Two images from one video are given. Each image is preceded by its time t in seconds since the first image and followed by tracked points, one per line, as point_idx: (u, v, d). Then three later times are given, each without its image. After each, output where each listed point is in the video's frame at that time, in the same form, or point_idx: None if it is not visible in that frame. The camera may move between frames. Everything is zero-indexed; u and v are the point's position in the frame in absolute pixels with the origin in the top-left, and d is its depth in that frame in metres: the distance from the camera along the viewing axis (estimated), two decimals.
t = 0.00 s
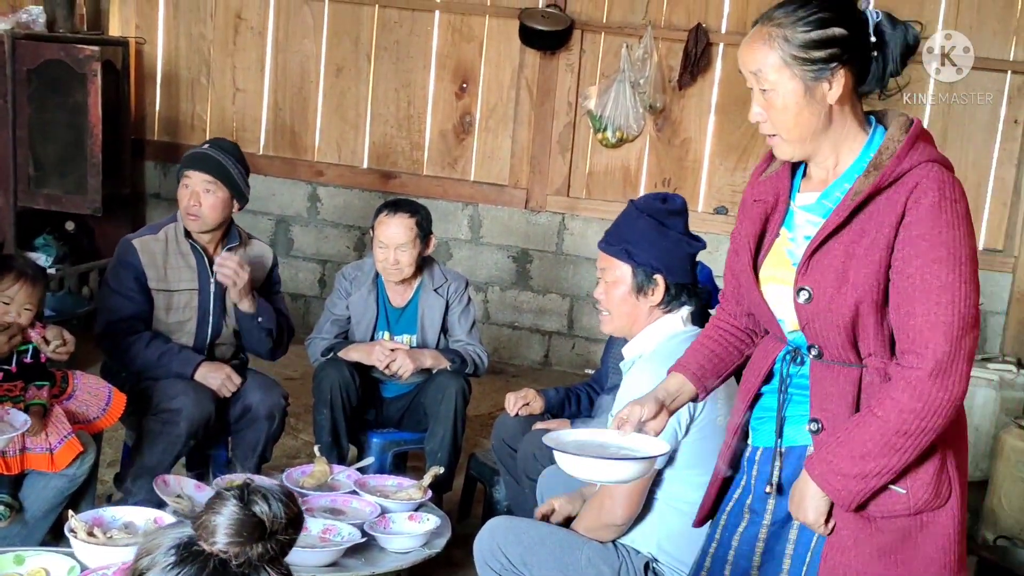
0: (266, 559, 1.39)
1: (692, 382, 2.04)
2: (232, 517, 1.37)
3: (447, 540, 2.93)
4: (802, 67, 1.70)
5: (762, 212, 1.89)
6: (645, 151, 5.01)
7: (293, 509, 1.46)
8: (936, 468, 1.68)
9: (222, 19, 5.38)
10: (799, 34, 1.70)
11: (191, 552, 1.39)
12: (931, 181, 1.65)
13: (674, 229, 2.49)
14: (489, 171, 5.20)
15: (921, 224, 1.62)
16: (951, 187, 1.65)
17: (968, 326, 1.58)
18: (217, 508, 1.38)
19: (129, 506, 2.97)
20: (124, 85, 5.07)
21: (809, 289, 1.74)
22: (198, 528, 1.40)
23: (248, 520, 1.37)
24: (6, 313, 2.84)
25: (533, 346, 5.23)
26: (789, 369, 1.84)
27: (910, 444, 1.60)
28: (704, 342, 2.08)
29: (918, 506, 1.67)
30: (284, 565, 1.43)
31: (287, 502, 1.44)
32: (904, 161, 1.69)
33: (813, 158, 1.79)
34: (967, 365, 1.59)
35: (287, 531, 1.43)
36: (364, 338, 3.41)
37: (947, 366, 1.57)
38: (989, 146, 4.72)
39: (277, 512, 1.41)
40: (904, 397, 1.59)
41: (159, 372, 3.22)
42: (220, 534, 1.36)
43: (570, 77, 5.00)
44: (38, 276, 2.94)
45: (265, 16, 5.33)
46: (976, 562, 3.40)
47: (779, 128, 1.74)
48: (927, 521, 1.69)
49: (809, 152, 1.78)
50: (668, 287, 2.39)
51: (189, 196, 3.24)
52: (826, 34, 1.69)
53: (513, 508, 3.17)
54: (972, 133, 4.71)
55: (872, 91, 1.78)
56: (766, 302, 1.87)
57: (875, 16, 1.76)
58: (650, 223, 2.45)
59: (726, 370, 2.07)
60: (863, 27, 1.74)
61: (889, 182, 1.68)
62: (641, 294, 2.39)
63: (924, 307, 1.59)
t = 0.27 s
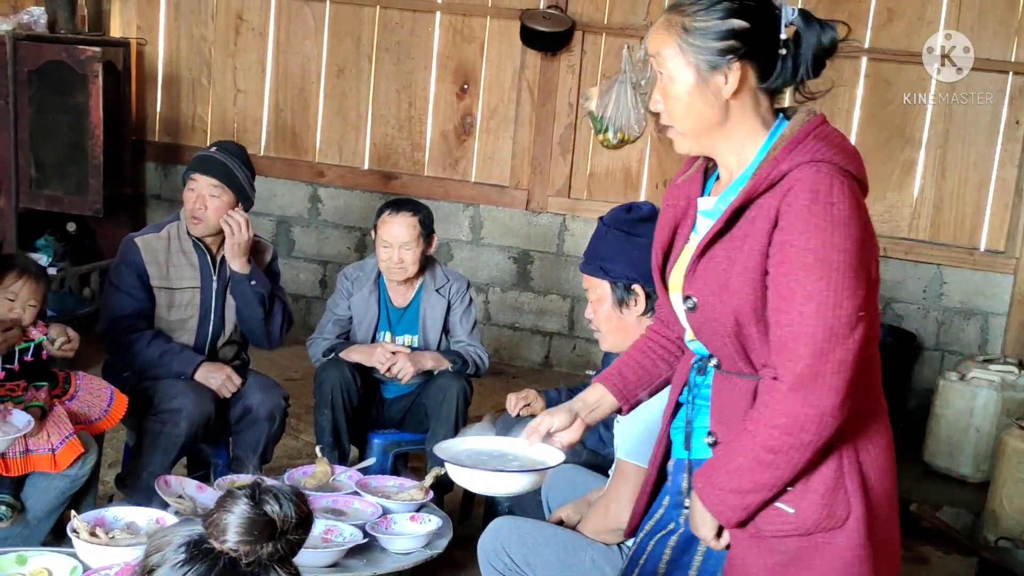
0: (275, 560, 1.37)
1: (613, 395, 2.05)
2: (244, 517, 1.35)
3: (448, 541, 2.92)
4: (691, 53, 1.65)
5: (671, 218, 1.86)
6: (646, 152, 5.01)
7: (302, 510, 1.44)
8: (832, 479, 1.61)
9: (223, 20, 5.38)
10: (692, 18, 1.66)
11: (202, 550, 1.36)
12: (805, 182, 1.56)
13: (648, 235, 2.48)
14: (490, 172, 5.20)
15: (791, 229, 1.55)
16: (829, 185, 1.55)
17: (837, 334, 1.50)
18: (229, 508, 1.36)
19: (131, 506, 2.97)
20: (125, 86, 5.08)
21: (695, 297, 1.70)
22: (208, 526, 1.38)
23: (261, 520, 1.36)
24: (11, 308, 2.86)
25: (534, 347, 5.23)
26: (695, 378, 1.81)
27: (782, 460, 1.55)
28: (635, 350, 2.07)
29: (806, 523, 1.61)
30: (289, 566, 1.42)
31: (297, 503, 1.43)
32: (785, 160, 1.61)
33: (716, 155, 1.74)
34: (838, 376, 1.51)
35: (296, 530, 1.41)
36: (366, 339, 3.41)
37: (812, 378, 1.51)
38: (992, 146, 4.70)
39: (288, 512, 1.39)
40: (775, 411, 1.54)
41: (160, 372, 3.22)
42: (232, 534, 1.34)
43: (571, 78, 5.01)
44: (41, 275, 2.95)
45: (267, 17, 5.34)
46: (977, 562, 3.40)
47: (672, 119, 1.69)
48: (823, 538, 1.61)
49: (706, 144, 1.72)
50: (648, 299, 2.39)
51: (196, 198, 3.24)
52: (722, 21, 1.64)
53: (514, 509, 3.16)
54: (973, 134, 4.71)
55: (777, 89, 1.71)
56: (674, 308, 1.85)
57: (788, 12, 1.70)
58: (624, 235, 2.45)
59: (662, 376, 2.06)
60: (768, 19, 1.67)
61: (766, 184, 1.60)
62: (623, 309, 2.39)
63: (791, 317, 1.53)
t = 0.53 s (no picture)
0: (289, 554, 1.37)
1: (522, 402, 1.94)
2: (255, 511, 1.34)
3: (455, 541, 2.92)
4: (566, 52, 1.55)
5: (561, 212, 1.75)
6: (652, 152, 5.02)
7: (316, 503, 1.44)
8: (701, 487, 1.52)
9: (229, 19, 5.38)
10: (562, 16, 1.56)
11: (216, 545, 1.37)
12: (666, 181, 1.44)
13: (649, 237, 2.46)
14: (496, 172, 5.20)
15: (649, 231, 1.44)
16: (693, 184, 1.43)
17: (692, 343, 1.40)
18: (240, 503, 1.36)
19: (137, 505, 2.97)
20: (132, 86, 5.09)
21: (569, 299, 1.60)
22: (223, 520, 1.38)
23: (271, 514, 1.35)
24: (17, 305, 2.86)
25: (540, 347, 5.23)
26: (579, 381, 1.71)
27: (637, 470, 1.46)
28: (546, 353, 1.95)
29: (669, 530, 1.53)
30: (304, 560, 1.41)
31: (311, 496, 1.42)
32: (655, 155, 1.50)
33: (602, 154, 1.63)
34: (692, 387, 1.41)
35: (309, 525, 1.40)
36: (372, 339, 3.41)
37: (663, 388, 1.42)
38: (999, 145, 4.68)
39: (300, 506, 1.38)
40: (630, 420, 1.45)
41: (168, 371, 3.23)
42: (244, 528, 1.34)
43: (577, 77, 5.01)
44: (46, 272, 2.96)
45: (273, 16, 5.34)
46: (984, 562, 3.39)
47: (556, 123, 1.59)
48: (687, 548, 1.52)
49: (594, 145, 1.61)
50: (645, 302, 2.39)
51: (198, 199, 3.24)
52: (591, 15, 1.54)
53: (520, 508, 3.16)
54: (980, 133, 4.69)
55: (658, 80, 1.59)
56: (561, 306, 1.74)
57: None
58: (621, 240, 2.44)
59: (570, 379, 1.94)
60: (639, 8, 1.56)
61: (632, 181, 1.49)
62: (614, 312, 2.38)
63: (644, 323, 1.43)
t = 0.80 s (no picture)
0: (317, 549, 1.28)
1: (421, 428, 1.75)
2: (286, 503, 1.26)
3: (472, 539, 2.93)
4: (427, 72, 1.51)
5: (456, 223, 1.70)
6: (668, 152, 5.02)
7: (347, 495, 1.35)
8: (611, 493, 1.47)
9: (245, 19, 5.39)
10: (418, 35, 1.52)
11: (245, 538, 1.27)
12: (531, 190, 1.40)
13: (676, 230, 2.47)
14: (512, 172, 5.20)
15: (519, 241, 1.40)
16: (559, 188, 1.39)
17: (569, 351, 1.35)
18: (269, 496, 1.27)
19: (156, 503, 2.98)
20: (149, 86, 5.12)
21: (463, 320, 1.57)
22: (251, 513, 1.29)
23: (302, 507, 1.26)
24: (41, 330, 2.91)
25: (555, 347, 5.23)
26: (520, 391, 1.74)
27: (534, 488, 1.41)
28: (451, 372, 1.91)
29: (583, 540, 1.51)
30: (336, 556, 1.32)
31: (341, 487, 1.34)
32: (522, 162, 1.46)
33: (484, 171, 1.60)
34: (577, 395, 1.37)
35: (341, 522, 1.32)
36: (388, 339, 3.42)
37: (545, 401, 1.37)
38: (1017, 144, 4.66)
39: (332, 500, 1.30)
40: (517, 439, 1.41)
41: (186, 370, 3.24)
42: (274, 522, 1.25)
43: (593, 77, 5.01)
44: (63, 269, 3.00)
45: (290, 16, 5.35)
46: (1003, 563, 3.37)
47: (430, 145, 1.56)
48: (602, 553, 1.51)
49: (471, 159, 1.58)
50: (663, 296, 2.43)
51: (212, 195, 3.25)
52: (448, 29, 1.50)
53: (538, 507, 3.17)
54: (998, 132, 4.68)
55: (527, 87, 1.57)
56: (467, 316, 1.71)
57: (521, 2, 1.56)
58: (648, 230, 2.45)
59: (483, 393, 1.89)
60: (497, 18, 1.54)
61: (502, 192, 1.45)
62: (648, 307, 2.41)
63: (522, 337, 1.39)
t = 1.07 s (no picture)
0: (337, 539, 1.20)
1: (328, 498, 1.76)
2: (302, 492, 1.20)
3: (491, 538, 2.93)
4: (297, 129, 1.53)
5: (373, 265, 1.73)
6: (688, 150, 5.00)
7: (365, 488, 1.30)
8: (556, 503, 1.51)
9: (266, 21, 5.42)
10: (286, 94, 1.54)
11: (264, 530, 1.20)
12: (406, 226, 1.43)
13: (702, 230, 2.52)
14: (531, 172, 5.19)
15: (405, 280, 1.42)
16: (430, 219, 1.41)
17: (467, 378, 1.37)
18: (285, 488, 1.21)
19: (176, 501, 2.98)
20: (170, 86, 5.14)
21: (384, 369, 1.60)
22: (268, 506, 1.22)
23: (317, 497, 1.21)
24: (71, 329, 2.88)
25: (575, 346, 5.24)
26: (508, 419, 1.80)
27: (474, 527, 1.43)
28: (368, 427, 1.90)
29: (544, 557, 1.54)
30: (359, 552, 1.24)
31: (358, 479, 1.29)
32: (400, 200, 1.48)
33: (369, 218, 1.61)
34: (485, 419, 1.38)
35: (358, 517, 1.25)
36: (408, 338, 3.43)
37: (458, 434, 1.39)
38: None
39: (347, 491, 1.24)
40: (441, 479, 1.42)
41: (207, 368, 3.26)
42: (291, 511, 1.18)
43: (613, 76, 5.00)
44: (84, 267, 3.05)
45: (310, 17, 5.37)
46: None
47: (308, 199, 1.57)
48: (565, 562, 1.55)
49: (353, 209, 1.59)
50: (683, 294, 2.53)
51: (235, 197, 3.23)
52: (314, 84, 1.52)
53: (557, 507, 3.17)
54: (1020, 132, 4.65)
55: (402, 129, 1.57)
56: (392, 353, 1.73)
57: (385, 53, 1.59)
58: (670, 231, 2.54)
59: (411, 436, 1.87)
60: (363, 67, 1.55)
61: (386, 233, 1.47)
62: (672, 308, 2.55)
63: (427, 373, 1.41)
